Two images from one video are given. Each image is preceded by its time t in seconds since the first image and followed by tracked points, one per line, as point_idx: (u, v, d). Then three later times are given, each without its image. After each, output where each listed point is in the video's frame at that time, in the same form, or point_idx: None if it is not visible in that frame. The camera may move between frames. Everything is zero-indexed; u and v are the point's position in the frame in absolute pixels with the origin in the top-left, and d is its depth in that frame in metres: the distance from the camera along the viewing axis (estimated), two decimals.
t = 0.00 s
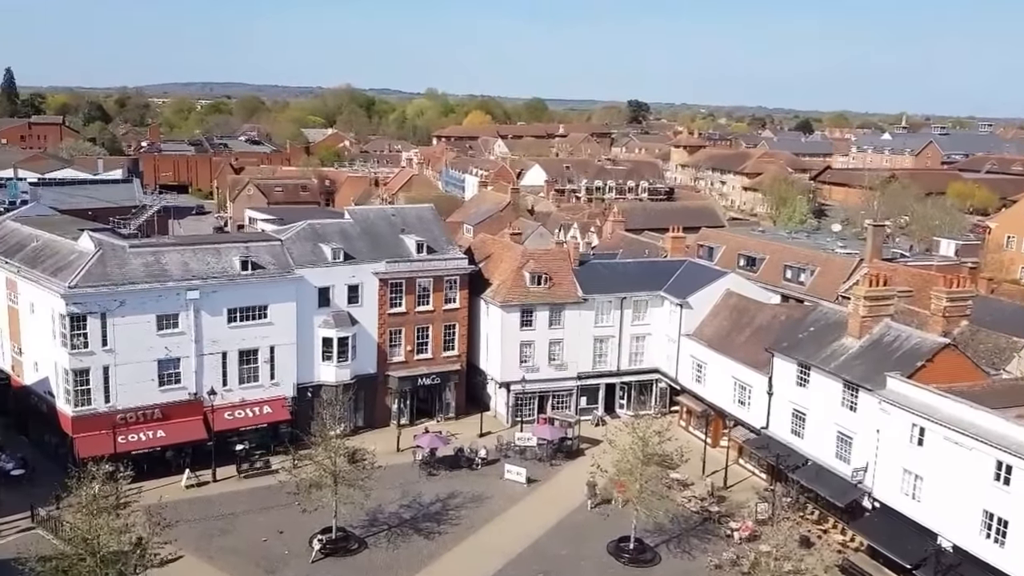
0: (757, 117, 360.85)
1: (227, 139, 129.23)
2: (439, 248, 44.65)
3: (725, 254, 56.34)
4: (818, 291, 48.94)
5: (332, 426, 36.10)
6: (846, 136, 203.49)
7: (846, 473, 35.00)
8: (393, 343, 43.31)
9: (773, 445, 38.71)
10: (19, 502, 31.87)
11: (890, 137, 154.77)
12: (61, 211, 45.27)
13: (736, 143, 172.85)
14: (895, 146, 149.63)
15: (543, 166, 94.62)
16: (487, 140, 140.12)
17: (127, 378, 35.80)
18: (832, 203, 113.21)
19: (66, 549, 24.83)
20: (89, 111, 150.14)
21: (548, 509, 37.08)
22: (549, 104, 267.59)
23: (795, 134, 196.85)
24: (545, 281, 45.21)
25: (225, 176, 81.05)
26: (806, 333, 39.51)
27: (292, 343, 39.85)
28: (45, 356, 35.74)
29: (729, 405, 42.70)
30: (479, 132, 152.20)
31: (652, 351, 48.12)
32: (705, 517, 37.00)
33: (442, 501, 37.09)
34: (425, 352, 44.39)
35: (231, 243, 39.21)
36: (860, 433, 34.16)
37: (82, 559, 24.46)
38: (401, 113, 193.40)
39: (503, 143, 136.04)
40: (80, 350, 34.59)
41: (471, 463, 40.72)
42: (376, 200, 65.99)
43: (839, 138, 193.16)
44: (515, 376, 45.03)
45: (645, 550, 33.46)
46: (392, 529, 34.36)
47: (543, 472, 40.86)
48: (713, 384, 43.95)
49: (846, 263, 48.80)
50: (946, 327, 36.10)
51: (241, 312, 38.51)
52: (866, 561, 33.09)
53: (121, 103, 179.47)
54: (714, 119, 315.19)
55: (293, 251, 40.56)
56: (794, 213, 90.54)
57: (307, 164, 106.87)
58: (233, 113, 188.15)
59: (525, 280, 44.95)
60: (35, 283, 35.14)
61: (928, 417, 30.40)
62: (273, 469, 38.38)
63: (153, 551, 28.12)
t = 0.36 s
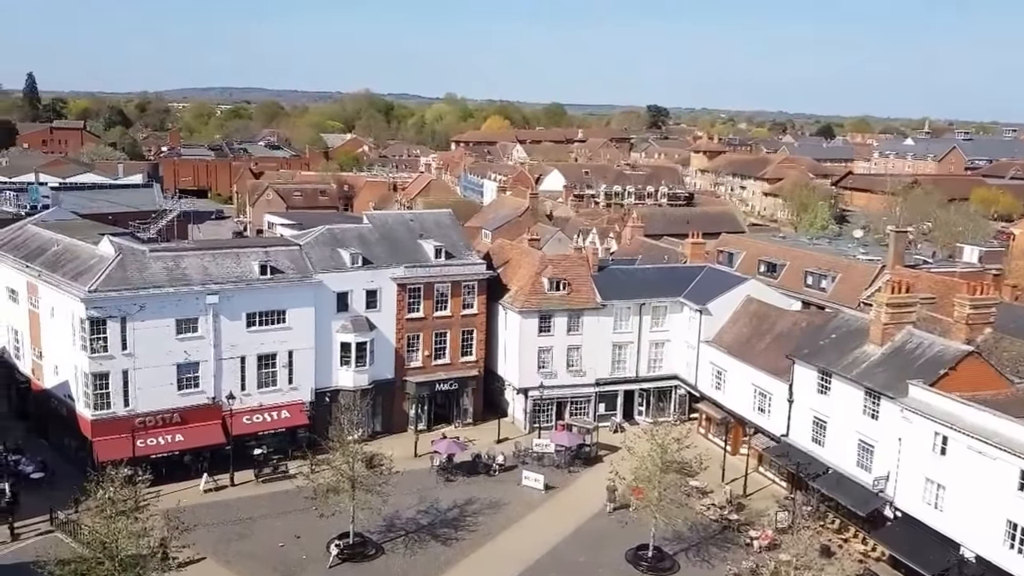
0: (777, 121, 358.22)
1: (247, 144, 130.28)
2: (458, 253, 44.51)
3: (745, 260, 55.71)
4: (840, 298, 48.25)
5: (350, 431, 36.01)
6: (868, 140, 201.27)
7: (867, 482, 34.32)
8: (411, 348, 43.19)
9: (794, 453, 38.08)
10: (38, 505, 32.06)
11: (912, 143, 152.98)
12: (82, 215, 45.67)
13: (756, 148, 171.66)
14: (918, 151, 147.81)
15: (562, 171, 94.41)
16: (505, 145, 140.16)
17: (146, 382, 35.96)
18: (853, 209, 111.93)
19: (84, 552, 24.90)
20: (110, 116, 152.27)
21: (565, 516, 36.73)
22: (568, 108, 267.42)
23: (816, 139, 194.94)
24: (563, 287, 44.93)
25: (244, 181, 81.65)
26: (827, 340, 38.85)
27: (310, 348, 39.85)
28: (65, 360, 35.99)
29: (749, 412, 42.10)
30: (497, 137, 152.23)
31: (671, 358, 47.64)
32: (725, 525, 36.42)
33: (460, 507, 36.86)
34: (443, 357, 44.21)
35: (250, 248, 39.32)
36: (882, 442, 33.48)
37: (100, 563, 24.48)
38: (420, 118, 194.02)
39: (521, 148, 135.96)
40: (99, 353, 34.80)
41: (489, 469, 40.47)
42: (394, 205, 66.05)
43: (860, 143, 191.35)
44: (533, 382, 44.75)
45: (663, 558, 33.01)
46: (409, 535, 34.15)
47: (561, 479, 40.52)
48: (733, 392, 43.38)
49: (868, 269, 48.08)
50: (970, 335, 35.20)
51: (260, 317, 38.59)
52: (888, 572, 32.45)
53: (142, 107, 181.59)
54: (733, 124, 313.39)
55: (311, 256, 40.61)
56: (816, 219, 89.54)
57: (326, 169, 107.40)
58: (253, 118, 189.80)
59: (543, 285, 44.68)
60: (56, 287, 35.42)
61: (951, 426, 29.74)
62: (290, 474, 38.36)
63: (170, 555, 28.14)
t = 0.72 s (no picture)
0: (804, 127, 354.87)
1: (272, 149, 131.46)
2: (482, 258, 44.31)
3: (771, 266, 54.80)
4: (868, 306, 47.37)
5: (373, 437, 35.92)
6: (895, 147, 198.69)
7: (894, 492, 33.47)
8: (434, 353, 43.02)
9: (821, 463, 37.25)
10: (63, 509, 32.29)
11: (941, 149, 150.49)
12: (109, 220, 46.15)
13: (782, 154, 169.82)
14: (947, 157, 145.36)
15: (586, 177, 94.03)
16: (529, 151, 140.07)
17: (171, 386, 36.15)
18: (881, 216, 110.17)
19: (108, 556, 24.91)
20: (137, 121, 155.09)
21: (589, 524, 36.29)
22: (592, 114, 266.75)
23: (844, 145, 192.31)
24: (588, 293, 44.53)
25: (270, 186, 82.26)
26: (855, 348, 37.99)
27: (334, 353, 39.86)
28: (91, 364, 36.29)
29: (776, 420, 41.31)
30: (521, 142, 152.04)
31: (697, 365, 46.96)
32: (750, 535, 35.68)
33: (483, 514, 36.56)
34: (467, 363, 43.99)
35: (276, 253, 39.45)
36: (910, 451, 32.63)
37: (124, 567, 24.43)
38: (444, 124, 194.53)
39: (546, 154, 135.62)
40: (125, 357, 35.07)
41: (513, 475, 40.14)
42: (418, 210, 66.02)
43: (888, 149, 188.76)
44: (557, 389, 44.37)
45: (688, 568, 32.47)
46: (433, 542, 33.89)
47: (585, 486, 40.06)
48: (759, 400, 42.61)
49: (896, 276, 47.26)
50: (999, 343, 34.36)
51: (285, 322, 38.67)
52: None
53: (170, 113, 184.25)
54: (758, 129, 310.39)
55: (336, 261, 40.63)
56: (843, 226, 88.13)
57: (351, 174, 107.98)
58: (279, 123, 191.69)
59: (568, 291, 44.32)
60: (83, 291, 35.77)
61: (980, 436, 28.92)
62: (314, 479, 38.34)
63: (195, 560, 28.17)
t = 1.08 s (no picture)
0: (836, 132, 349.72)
1: (303, 155, 132.77)
2: (512, 264, 43.99)
3: (805, 274, 53.63)
4: (903, 314, 46.14)
5: (403, 443, 35.77)
6: (930, 153, 194.85)
7: (930, 503, 32.45)
8: (464, 359, 42.79)
9: (854, 472, 36.20)
10: (95, 512, 32.62)
11: (978, 156, 147.15)
12: (142, 226, 46.71)
13: (815, 160, 167.41)
14: (984, 164, 142.12)
15: (617, 183, 93.35)
16: (559, 156, 139.67)
17: (203, 391, 36.35)
18: (915, 222, 107.97)
19: (138, 560, 25.06)
20: (170, 127, 157.68)
21: (621, 532, 35.66)
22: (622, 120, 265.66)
23: (877, 151, 188.95)
24: (619, 299, 43.98)
25: (301, 192, 82.88)
26: (888, 356, 36.85)
27: (364, 358, 39.82)
28: (123, 368, 36.66)
29: (809, 429, 40.30)
30: (551, 148, 151.69)
31: (730, 372, 46.09)
32: (783, 545, 34.78)
33: (513, 521, 36.15)
34: (496, 369, 43.67)
35: (306, 258, 39.57)
36: (946, 461, 31.62)
37: (155, 572, 24.56)
38: (474, 130, 194.87)
39: (575, 159, 135.08)
40: (157, 362, 35.35)
41: (542, 483, 39.71)
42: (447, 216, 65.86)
43: (922, 155, 185.29)
44: (588, 396, 43.80)
45: None
46: (462, 549, 33.58)
47: (615, 494, 39.44)
48: (792, 408, 41.58)
49: (930, 286, 46.26)
50: None
51: (315, 327, 38.73)
52: None
53: (203, 119, 186.98)
54: (790, 135, 306.72)
55: (366, 267, 40.62)
56: (876, 232, 86.38)
57: (381, 180, 108.51)
58: (310, 129, 193.67)
59: (598, 297, 43.82)
60: (116, 295, 36.17)
61: (1018, 447, 27.92)
62: (343, 485, 38.26)
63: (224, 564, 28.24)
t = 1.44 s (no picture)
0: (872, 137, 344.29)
1: (336, 162, 134.08)
2: (544, 271, 43.75)
3: (840, 281, 52.49)
4: (941, 322, 44.92)
5: (434, 449, 35.71)
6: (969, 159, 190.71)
7: (970, 515, 31.54)
8: (495, 366, 42.60)
9: (891, 482, 35.23)
10: (129, 516, 33.06)
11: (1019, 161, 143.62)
12: (178, 231, 47.39)
13: (851, 166, 164.59)
14: None
15: (649, 189, 92.63)
16: (590, 163, 139.10)
17: (237, 395, 36.69)
18: (953, 229, 105.54)
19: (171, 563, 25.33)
20: (206, 135, 160.43)
21: (654, 542, 35.10)
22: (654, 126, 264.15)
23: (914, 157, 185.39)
24: (651, 306, 43.48)
25: (334, 198, 83.63)
26: (927, 365, 35.77)
27: (395, 364, 39.88)
28: (158, 373, 37.14)
29: (845, 439, 39.35)
30: (582, 154, 151.15)
31: (765, 381, 45.27)
32: (818, 556, 33.95)
33: (544, 529, 35.84)
34: (527, 376, 43.41)
35: (339, 264, 39.78)
36: (987, 473, 30.70)
37: None
38: (506, 136, 195.18)
39: (607, 165, 134.43)
40: (192, 367, 35.76)
41: (574, 491, 39.33)
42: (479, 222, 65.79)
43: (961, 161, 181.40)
44: (620, 403, 43.32)
45: None
46: (493, 556, 33.35)
47: (647, 503, 38.91)
48: (828, 418, 40.68)
49: (969, 293, 44.94)
50: None
51: (347, 332, 38.89)
52: None
53: (238, 127, 189.88)
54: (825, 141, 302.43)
55: (398, 273, 40.70)
56: (914, 239, 84.52)
57: (412, 186, 109.09)
58: (343, 136, 195.65)
59: (630, 304, 43.36)
60: (152, 300, 36.71)
61: None
62: (374, 490, 38.31)
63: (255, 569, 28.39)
